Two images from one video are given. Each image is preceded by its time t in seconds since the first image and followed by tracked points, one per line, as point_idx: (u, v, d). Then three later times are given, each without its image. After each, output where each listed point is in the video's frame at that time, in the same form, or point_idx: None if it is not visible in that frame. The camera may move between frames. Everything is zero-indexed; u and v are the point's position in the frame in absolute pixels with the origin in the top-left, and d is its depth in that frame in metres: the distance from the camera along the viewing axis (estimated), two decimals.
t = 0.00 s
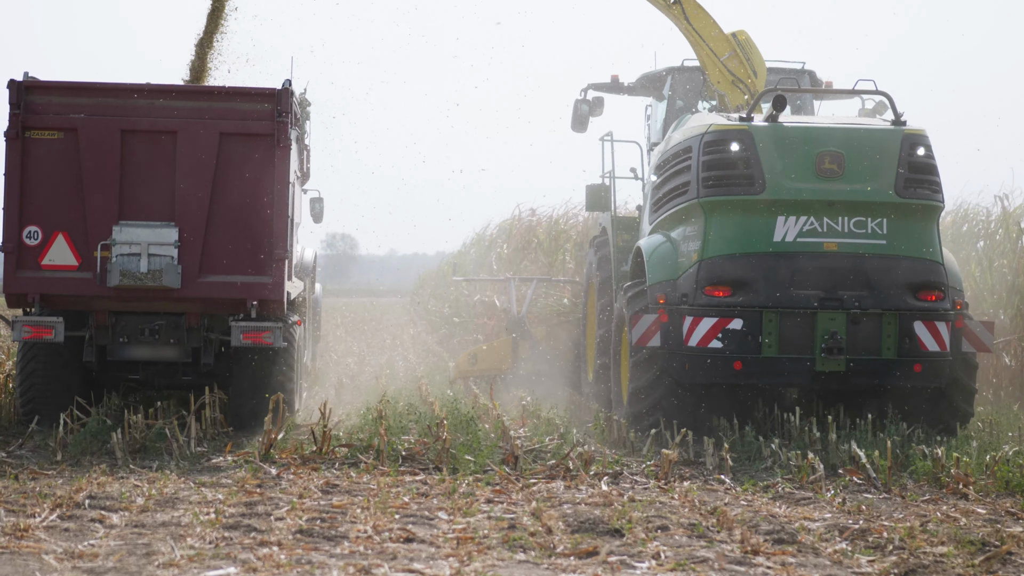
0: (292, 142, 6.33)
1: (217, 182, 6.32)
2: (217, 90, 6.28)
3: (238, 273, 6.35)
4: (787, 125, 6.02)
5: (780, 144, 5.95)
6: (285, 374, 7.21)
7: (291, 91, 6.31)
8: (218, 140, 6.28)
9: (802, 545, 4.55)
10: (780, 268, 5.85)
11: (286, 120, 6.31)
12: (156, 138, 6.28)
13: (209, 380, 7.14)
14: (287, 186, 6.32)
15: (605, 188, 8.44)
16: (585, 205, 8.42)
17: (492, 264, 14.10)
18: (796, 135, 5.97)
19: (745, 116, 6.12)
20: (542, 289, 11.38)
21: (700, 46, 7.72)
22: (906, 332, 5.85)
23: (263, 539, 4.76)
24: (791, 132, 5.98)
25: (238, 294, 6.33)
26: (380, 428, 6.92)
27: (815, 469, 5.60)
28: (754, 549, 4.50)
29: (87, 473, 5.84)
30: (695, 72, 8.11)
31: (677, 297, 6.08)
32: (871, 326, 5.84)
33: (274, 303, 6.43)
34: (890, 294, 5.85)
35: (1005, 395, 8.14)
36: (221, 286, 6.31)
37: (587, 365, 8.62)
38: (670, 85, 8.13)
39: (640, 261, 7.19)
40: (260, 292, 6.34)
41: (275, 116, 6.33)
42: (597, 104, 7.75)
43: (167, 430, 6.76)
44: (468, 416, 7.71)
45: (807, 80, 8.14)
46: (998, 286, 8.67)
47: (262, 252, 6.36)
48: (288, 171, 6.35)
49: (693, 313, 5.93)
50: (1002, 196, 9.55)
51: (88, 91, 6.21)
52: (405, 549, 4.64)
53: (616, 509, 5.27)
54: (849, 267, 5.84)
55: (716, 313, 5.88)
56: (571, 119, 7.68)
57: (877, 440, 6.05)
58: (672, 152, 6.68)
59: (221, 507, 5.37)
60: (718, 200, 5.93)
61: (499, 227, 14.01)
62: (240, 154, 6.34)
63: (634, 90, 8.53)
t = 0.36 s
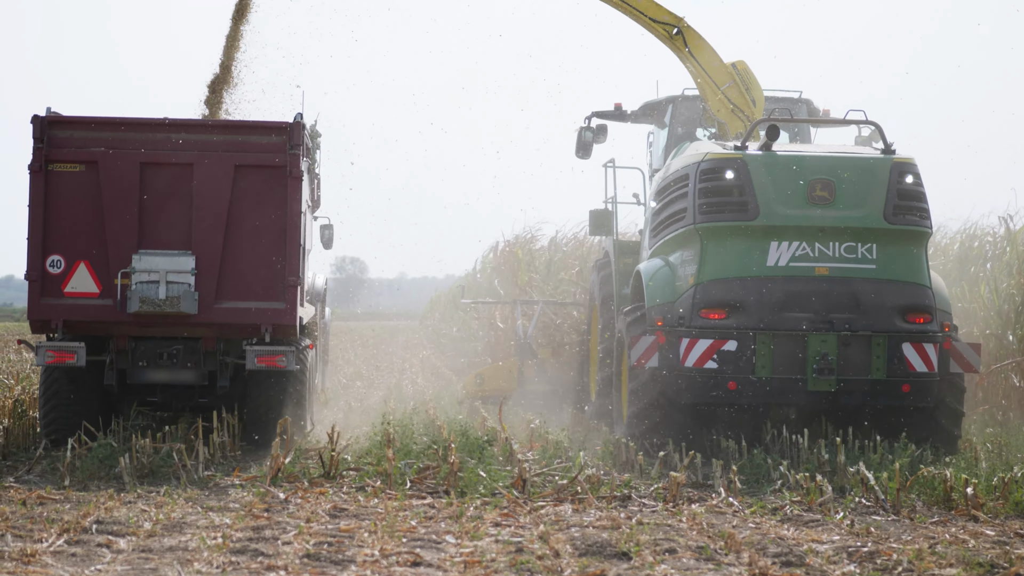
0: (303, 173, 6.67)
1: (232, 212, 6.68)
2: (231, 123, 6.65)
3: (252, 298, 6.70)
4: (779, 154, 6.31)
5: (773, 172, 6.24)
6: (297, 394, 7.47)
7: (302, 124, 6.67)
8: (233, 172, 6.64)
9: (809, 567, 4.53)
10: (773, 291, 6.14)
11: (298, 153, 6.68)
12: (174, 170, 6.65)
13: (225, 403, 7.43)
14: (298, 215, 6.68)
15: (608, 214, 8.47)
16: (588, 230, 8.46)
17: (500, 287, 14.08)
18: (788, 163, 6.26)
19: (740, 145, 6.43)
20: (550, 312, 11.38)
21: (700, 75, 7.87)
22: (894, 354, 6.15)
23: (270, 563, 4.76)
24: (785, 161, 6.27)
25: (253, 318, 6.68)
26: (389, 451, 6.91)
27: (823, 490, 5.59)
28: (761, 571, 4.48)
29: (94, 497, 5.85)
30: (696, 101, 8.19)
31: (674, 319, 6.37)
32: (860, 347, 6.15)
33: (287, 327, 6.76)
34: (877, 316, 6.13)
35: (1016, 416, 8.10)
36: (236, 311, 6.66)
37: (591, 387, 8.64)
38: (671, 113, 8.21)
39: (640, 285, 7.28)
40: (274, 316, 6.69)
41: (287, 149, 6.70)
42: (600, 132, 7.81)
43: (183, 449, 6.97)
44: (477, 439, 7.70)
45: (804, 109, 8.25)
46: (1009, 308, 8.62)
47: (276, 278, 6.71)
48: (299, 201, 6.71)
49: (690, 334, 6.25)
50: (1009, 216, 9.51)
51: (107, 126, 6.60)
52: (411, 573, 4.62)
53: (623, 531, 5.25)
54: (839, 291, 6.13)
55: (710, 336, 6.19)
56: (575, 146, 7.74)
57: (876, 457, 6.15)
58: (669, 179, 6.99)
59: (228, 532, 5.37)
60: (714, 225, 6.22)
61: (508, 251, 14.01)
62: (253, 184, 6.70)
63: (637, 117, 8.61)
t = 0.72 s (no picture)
0: (312, 200, 6.82)
1: (244, 237, 6.84)
2: (244, 152, 6.82)
3: (265, 321, 6.85)
4: (771, 179, 6.36)
5: (765, 199, 6.28)
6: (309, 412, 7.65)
7: (311, 153, 6.82)
8: (245, 200, 6.81)
9: None
10: (765, 312, 6.21)
11: (308, 181, 6.83)
12: (189, 197, 6.82)
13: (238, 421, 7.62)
14: (308, 240, 6.83)
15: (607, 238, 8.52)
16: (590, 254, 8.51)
17: (506, 307, 14.08)
18: (780, 189, 6.30)
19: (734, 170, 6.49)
20: (554, 333, 11.37)
21: (698, 102, 7.93)
22: (883, 371, 6.21)
23: None
24: (777, 186, 6.31)
25: (266, 339, 6.83)
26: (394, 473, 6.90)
27: (829, 510, 5.59)
28: None
29: (100, 520, 5.85)
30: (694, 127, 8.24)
31: (671, 339, 6.41)
32: (851, 365, 6.21)
33: (299, 347, 6.92)
34: (866, 335, 6.22)
35: (1023, 434, 8.06)
36: (249, 332, 6.81)
37: (591, 407, 8.75)
38: (669, 140, 8.25)
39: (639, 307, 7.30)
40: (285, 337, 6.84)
41: (297, 177, 6.85)
42: (600, 158, 7.85)
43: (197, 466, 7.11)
44: (483, 459, 7.68)
45: (798, 135, 8.28)
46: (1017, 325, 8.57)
47: (287, 301, 6.86)
48: (309, 226, 6.86)
49: (685, 353, 6.28)
50: (1015, 232, 9.48)
51: (126, 156, 6.80)
52: None
53: (629, 552, 5.24)
54: (830, 312, 6.21)
55: (705, 354, 6.24)
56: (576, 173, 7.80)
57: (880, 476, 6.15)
58: (666, 203, 7.06)
59: (234, 554, 5.36)
60: (709, 250, 6.28)
61: (514, 271, 14.02)
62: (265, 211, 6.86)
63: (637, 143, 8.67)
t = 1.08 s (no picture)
0: (320, 224, 6.96)
1: (254, 260, 6.96)
2: (254, 177, 6.95)
3: (275, 339, 6.96)
4: (762, 199, 6.40)
5: (755, 216, 6.34)
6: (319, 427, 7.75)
7: (319, 178, 6.95)
8: (255, 223, 6.93)
9: None
10: (755, 324, 6.25)
11: (316, 205, 6.97)
12: (201, 222, 6.95)
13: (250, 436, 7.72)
14: (316, 261, 6.96)
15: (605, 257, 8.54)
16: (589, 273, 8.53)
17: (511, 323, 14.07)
18: (769, 206, 6.35)
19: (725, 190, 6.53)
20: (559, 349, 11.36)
21: (693, 124, 8.12)
22: (871, 382, 6.19)
23: None
24: (766, 205, 6.36)
25: (276, 356, 6.93)
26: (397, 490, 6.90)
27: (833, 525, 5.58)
28: None
29: (104, 537, 5.85)
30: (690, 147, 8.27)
31: (666, 353, 6.45)
32: (838, 378, 6.19)
33: (307, 365, 7.01)
34: (853, 347, 6.24)
35: None
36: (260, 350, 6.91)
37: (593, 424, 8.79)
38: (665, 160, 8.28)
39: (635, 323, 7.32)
40: (294, 354, 6.94)
41: (305, 202, 6.98)
42: (598, 179, 7.88)
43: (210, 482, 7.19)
44: (487, 474, 7.67)
45: (789, 155, 8.29)
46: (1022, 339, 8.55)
47: (296, 320, 6.97)
48: (317, 248, 6.99)
49: (679, 368, 6.30)
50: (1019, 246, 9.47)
51: (141, 182, 6.91)
52: None
53: (633, 568, 5.23)
54: (819, 326, 6.25)
55: (698, 368, 6.25)
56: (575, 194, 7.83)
57: (886, 490, 6.14)
58: (661, 222, 7.11)
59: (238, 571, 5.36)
60: (701, 266, 6.33)
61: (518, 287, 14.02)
62: (274, 235, 6.98)
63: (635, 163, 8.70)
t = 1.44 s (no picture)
0: (327, 242, 7.00)
1: (265, 278, 7.00)
2: (263, 198, 7.00)
3: (284, 354, 6.99)
4: (753, 219, 6.38)
5: (746, 236, 6.31)
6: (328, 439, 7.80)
7: (327, 199, 6.99)
8: (265, 243, 6.98)
9: None
10: (748, 339, 6.26)
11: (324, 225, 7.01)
12: (213, 241, 6.99)
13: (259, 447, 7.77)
14: (324, 279, 7.00)
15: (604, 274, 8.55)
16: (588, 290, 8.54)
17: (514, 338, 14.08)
18: (761, 227, 6.33)
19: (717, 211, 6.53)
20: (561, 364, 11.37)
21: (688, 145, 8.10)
22: (860, 397, 6.25)
23: None
24: (757, 225, 6.33)
25: (286, 371, 6.96)
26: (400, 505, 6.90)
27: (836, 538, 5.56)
28: None
29: (107, 554, 5.85)
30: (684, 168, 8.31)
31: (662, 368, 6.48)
32: (830, 392, 6.24)
33: (317, 379, 7.04)
34: (843, 362, 6.27)
35: None
36: (270, 365, 6.95)
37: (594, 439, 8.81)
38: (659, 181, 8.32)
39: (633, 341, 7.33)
40: (303, 369, 6.97)
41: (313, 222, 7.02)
42: (596, 198, 7.90)
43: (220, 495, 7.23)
44: (490, 488, 7.67)
45: (782, 175, 8.33)
46: None
47: (304, 335, 6.99)
48: (325, 266, 7.03)
49: (675, 382, 6.34)
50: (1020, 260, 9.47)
51: (156, 203, 6.95)
52: None
53: None
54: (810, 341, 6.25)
55: (693, 383, 6.30)
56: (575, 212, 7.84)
57: (891, 503, 6.12)
58: (657, 240, 7.11)
59: None
60: (695, 284, 6.33)
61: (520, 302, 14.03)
62: (283, 253, 7.03)
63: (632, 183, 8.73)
